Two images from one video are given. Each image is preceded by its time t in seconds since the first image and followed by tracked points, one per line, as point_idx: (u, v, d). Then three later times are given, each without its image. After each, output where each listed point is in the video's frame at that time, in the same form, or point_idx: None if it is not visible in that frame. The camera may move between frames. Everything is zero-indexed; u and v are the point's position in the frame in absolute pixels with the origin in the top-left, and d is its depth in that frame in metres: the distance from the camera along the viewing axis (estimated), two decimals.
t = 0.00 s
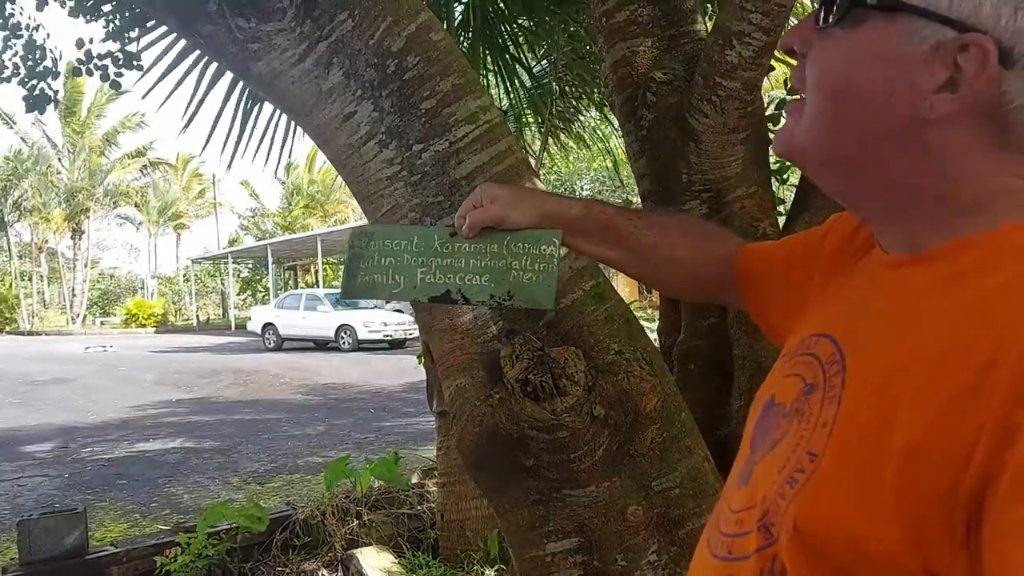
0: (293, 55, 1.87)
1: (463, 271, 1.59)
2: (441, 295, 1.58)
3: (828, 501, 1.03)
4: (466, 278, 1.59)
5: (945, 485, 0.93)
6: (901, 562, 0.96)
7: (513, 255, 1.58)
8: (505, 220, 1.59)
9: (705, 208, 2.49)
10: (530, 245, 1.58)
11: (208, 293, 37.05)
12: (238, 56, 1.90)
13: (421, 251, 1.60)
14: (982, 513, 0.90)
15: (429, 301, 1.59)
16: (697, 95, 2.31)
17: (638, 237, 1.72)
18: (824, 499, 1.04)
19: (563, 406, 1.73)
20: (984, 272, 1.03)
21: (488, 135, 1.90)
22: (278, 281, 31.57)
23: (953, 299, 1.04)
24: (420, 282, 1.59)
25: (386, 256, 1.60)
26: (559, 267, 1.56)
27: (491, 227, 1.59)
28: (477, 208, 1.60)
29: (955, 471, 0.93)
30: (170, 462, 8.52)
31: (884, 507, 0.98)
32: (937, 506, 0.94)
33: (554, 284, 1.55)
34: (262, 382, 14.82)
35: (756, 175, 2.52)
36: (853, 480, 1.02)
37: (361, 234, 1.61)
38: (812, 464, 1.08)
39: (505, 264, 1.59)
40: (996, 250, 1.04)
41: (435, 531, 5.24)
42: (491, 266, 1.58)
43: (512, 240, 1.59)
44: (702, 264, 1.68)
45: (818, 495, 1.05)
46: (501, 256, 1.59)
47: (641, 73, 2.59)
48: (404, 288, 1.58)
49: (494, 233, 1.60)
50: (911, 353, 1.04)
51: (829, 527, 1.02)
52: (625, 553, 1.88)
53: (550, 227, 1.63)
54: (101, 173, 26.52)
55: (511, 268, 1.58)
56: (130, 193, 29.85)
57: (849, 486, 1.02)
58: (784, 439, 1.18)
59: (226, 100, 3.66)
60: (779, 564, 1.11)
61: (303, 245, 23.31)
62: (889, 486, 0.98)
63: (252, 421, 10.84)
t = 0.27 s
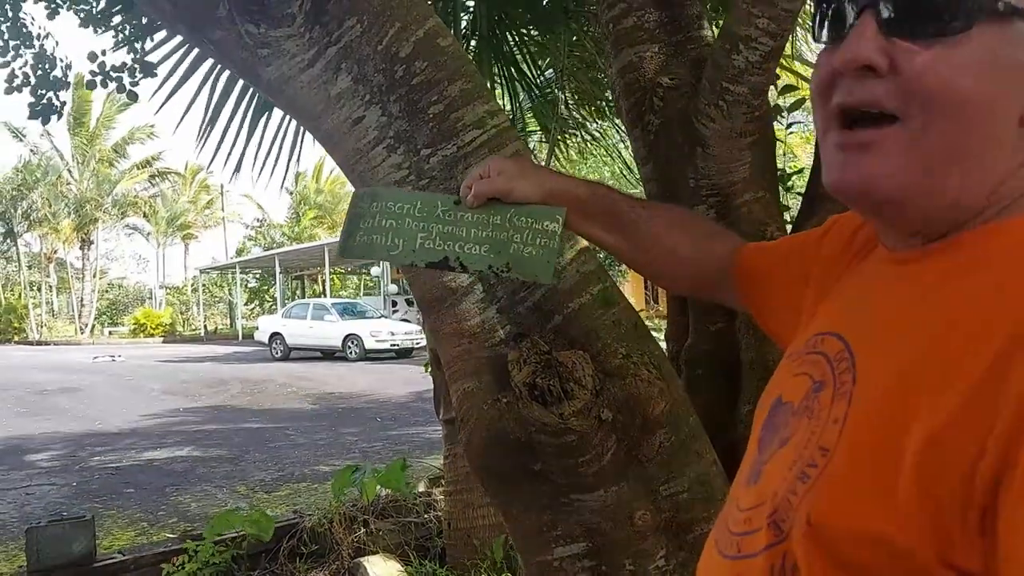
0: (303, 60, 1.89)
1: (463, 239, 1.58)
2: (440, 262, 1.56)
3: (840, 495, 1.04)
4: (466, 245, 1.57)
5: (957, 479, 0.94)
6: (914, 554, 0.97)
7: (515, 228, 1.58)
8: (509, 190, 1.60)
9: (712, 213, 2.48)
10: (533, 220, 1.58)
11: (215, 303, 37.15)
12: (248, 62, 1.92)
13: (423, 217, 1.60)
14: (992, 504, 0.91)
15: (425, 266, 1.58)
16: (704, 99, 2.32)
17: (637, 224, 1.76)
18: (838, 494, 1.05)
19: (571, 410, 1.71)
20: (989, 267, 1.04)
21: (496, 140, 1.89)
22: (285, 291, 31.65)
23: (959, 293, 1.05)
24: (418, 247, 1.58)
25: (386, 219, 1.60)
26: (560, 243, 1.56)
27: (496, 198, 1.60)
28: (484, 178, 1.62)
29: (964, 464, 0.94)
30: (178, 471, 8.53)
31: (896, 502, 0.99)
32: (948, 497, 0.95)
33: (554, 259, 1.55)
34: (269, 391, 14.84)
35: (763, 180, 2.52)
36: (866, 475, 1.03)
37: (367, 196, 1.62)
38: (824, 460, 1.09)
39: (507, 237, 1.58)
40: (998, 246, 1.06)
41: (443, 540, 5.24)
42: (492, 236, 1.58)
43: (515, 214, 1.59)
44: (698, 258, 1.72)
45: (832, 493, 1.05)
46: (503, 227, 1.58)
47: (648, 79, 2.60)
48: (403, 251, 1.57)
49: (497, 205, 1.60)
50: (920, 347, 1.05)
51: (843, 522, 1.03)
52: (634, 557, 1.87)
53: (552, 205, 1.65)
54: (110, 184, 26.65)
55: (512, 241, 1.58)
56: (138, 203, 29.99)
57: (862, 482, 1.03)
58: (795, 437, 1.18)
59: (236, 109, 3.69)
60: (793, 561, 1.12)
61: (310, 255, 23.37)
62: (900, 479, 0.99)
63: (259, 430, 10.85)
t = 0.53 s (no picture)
0: (307, 63, 1.87)
1: (458, 248, 1.58)
2: (435, 272, 1.57)
3: (862, 515, 1.03)
4: (461, 255, 1.58)
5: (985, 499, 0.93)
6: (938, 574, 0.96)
7: (511, 237, 1.58)
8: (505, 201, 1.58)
9: (717, 221, 2.46)
10: (529, 229, 1.58)
11: (217, 304, 37.15)
12: (252, 64, 1.90)
13: (416, 226, 1.59)
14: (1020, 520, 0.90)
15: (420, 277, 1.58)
16: (710, 107, 2.30)
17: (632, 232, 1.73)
18: (861, 514, 1.03)
19: (575, 419, 1.69)
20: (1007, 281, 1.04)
21: (501, 146, 1.89)
22: (286, 294, 31.63)
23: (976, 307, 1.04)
24: (413, 257, 1.57)
25: (379, 228, 1.59)
26: (557, 254, 1.57)
27: (492, 207, 1.58)
28: (479, 186, 1.58)
29: (989, 481, 0.92)
30: (177, 474, 8.51)
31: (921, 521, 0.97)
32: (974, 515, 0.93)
33: (552, 271, 1.56)
34: (269, 394, 14.82)
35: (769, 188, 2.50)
36: (890, 495, 1.01)
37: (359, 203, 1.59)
38: (843, 478, 1.07)
39: (502, 246, 1.58)
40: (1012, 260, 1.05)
41: (442, 545, 5.26)
42: (488, 246, 1.58)
43: (511, 223, 1.58)
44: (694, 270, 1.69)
45: (855, 512, 1.04)
46: (498, 237, 1.58)
47: (654, 85, 2.58)
48: (397, 262, 1.57)
49: (492, 213, 1.59)
50: (938, 362, 1.04)
51: (866, 541, 1.02)
52: (636, 569, 1.85)
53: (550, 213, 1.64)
54: (113, 185, 26.65)
55: (509, 251, 1.58)
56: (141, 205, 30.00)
57: (885, 501, 1.01)
58: (807, 454, 1.16)
59: (239, 112, 3.67)
60: None
61: (312, 257, 23.36)
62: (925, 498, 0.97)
63: (259, 434, 10.83)
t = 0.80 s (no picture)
0: (304, 68, 1.86)
1: (446, 264, 1.56)
2: (423, 289, 1.55)
3: (861, 523, 1.02)
4: (450, 271, 1.55)
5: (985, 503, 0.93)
6: None
7: (499, 253, 1.56)
8: (491, 218, 1.56)
9: (715, 226, 2.46)
10: (517, 245, 1.56)
11: (217, 309, 37.15)
12: (249, 69, 1.89)
13: (403, 241, 1.56)
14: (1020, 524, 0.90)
15: (409, 292, 1.56)
16: (708, 112, 2.30)
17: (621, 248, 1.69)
18: (859, 523, 1.03)
19: (572, 426, 1.69)
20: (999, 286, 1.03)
21: (499, 151, 1.89)
22: (287, 299, 31.65)
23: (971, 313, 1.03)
24: (401, 272, 1.55)
25: (366, 244, 1.57)
26: (546, 271, 1.55)
27: (480, 223, 1.56)
28: (467, 203, 1.56)
29: (988, 486, 0.93)
30: (176, 479, 8.50)
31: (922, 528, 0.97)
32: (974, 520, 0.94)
33: (541, 288, 1.54)
34: (269, 399, 14.80)
35: (768, 193, 2.49)
36: (888, 503, 1.00)
37: (346, 218, 1.58)
38: (839, 487, 1.06)
39: (491, 262, 1.56)
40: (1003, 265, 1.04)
41: (441, 550, 5.28)
42: (475, 262, 1.56)
43: (500, 239, 1.57)
44: (681, 283, 1.67)
45: (853, 522, 1.03)
46: (487, 253, 1.56)
47: (652, 91, 2.58)
48: (385, 278, 1.54)
49: (480, 230, 1.57)
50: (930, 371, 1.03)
51: (865, 548, 1.01)
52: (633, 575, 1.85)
53: (539, 228, 1.60)
54: (113, 190, 26.66)
55: (497, 267, 1.56)
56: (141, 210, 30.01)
57: (884, 510, 1.01)
58: (801, 465, 1.15)
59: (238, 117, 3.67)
60: None
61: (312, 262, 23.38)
62: (924, 505, 0.97)
63: (259, 439, 10.81)
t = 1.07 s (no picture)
0: (300, 72, 1.86)
1: (468, 288, 1.58)
2: (445, 313, 1.57)
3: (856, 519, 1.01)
4: (472, 296, 1.57)
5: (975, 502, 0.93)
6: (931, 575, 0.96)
7: (521, 278, 1.58)
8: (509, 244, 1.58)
9: (711, 230, 2.47)
10: (539, 270, 1.58)
11: (217, 314, 37.16)
12: (246, 73, 1.89)
13: (425, 265, 1.58)
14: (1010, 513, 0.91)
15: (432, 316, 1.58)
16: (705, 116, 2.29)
17: (635, 273, 1.71)
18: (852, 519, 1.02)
19: (569, 430, 1.70)
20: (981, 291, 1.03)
21: (495, 155, 1.91)
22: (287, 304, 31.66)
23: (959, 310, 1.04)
24: (423, 296, 1.57)
25: (387, 267, 1.58)
26: (567, 296, 1.57)
27: (500, 249, 1.58)
28: (487, 229, 1.59)
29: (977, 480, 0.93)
30: (176, 484, 8.49)
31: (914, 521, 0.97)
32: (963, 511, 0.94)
33: (562, 313, 1.57)
34: (269, 404, 14.80)
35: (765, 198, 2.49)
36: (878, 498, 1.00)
37: (367, 242, 1.57)
38: (831, 488, 1.05)
39: (512, 286, 1.58)
40: (981, 268, 1.05)
41: (440, 556, 5.26)
42: (498, 287, 1.58)
43: (520, 263, 1.58)
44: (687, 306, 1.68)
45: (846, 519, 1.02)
46: (508, 278, 1.58)
47: (648, 95, 2.58)
48: (407, 301, 1.56)
49: (501, 254, 1.58)
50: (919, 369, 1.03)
51: (856, 548, 1.01)
52: None
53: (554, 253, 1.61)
54: (114, 195, 26.68)
55: (518, 291, 1.58)
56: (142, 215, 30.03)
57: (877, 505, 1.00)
58: (794, 469, 1.14)
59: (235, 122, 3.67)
60: None
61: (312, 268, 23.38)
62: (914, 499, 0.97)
63: (258, 444, 10.80)
